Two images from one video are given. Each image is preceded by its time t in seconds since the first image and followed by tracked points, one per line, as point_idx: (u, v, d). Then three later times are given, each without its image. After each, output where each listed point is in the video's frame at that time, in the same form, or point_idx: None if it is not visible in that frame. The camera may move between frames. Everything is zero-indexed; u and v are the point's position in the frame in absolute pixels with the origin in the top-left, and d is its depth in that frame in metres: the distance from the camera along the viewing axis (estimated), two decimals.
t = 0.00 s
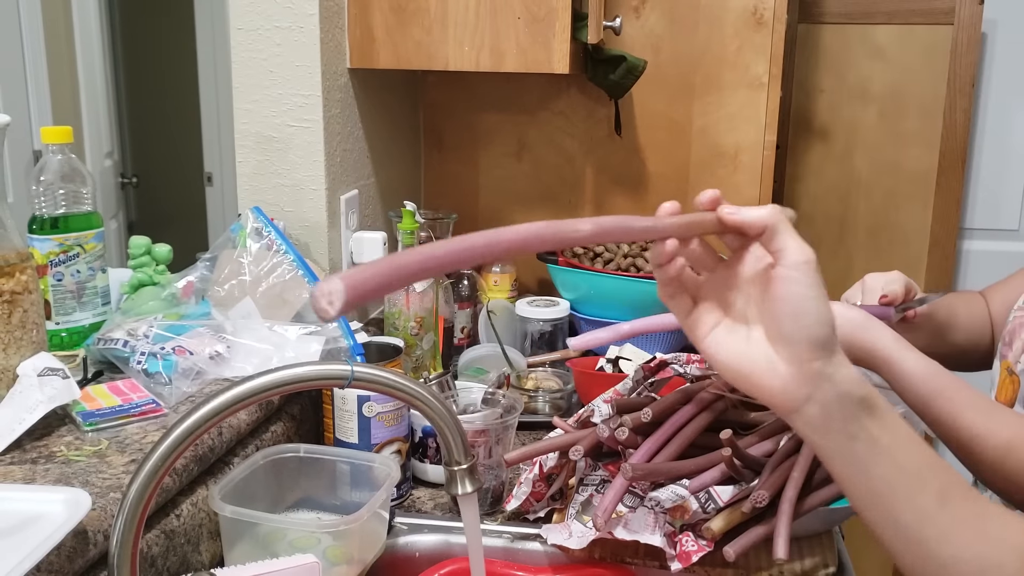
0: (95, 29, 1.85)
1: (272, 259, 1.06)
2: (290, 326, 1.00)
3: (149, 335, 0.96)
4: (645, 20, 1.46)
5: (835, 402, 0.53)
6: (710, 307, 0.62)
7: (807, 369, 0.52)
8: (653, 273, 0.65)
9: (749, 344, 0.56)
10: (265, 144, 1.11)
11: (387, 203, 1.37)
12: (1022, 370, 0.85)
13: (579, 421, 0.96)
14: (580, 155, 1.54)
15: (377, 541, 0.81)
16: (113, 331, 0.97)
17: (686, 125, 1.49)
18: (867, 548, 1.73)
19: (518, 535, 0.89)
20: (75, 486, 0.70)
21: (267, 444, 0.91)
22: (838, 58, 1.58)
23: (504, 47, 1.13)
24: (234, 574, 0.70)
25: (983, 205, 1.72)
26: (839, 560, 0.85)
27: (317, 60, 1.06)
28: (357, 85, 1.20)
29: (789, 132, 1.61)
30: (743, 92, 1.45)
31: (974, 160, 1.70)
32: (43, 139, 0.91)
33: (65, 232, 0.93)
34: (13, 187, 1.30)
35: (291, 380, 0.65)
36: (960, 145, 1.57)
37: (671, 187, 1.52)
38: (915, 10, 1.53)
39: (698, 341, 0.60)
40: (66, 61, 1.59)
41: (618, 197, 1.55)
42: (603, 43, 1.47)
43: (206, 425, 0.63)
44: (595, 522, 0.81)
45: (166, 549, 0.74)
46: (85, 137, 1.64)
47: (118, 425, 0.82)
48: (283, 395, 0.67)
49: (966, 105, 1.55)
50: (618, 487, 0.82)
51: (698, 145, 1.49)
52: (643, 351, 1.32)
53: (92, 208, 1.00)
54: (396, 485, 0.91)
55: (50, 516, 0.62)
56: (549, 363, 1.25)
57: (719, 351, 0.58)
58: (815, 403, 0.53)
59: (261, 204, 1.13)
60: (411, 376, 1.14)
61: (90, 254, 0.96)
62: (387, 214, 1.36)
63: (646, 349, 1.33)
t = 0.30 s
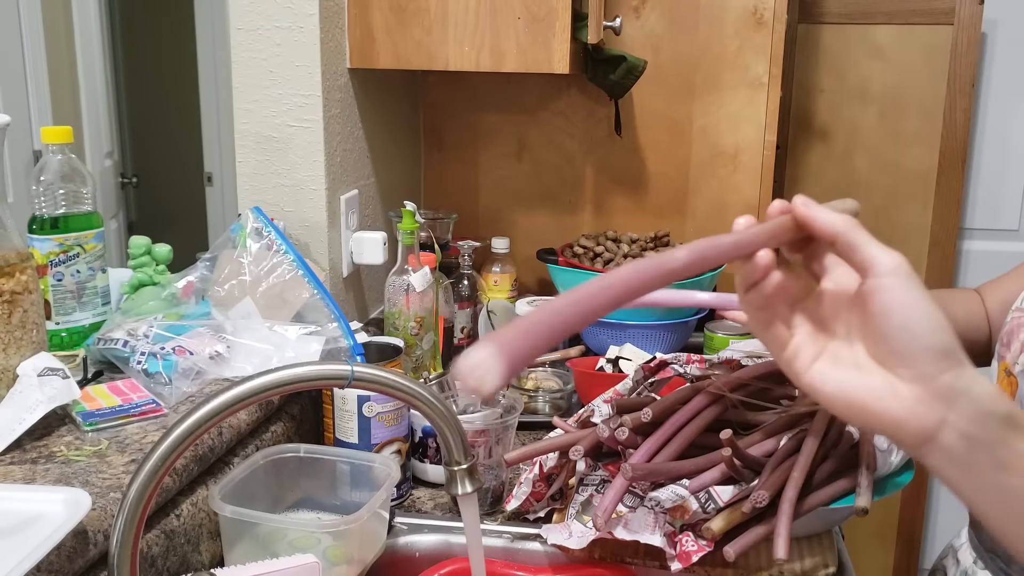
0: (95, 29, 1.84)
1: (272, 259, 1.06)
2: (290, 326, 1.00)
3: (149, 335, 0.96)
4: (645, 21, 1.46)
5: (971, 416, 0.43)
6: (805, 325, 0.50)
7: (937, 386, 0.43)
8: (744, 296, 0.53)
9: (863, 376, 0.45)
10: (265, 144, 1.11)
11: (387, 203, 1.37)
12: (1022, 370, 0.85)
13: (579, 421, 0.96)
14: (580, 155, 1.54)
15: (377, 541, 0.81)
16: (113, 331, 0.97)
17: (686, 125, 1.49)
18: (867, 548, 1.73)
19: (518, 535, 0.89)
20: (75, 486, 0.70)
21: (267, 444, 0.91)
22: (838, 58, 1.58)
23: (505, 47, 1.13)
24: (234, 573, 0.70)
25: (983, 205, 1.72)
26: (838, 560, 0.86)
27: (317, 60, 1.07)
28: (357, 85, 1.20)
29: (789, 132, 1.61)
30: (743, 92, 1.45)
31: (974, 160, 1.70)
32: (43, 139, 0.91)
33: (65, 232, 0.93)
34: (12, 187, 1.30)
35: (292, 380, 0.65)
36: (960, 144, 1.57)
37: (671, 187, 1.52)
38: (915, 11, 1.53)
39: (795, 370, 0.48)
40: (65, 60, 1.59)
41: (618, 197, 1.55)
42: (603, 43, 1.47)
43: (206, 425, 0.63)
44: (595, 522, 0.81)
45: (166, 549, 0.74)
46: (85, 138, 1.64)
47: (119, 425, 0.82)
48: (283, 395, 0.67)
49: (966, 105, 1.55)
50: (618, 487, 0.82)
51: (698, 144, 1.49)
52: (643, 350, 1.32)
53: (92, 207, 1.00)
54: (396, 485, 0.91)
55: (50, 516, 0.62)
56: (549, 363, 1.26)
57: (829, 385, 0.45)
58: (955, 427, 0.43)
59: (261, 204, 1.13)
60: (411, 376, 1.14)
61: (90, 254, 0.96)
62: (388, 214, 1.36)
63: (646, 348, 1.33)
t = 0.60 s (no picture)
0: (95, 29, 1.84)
1: (272, 259, 1.06)
2: (290, 327, 1.00)
3: (149, 335, 0.96)
4: (645, 21, 1.46)
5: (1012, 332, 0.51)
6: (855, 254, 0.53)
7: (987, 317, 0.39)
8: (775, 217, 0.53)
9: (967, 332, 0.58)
10: (265, 144, 1.11)
11: (386, 203, 1.37)
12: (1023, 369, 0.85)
13: (579, 422, 0.96)
14: (580, 155, 1.54)
15: (377, 541, 0.81)
16: (113, 331, 0.97)
17: (687, 125, 1.49)
18: (867, 548, 1.73)
19: (518, 535, 0.89)
20: (75, 486, 0.70)
21: (267, 444, 0.91)
22: (838, 58, 1.58)
23: (505, 47, 1.13)
24: (233, 574, 0.70)
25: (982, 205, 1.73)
26: (837, 560, 0.86)
27: (317, 61, 1.06)
28: (356, 85, 1.20)
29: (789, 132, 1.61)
30: (744, 92, 1.45)
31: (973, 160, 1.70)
32: (43, 139, 0.91)
33: (64, 232, 0.93)
34: (12, 187, 1.30)
35: (291, 380, 0.65)
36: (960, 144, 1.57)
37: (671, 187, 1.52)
38: (914, 10, 1.53)
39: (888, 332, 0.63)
40: (65, 60, 1.59)
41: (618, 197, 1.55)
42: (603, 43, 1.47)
43: (206, 425, 0.63)
44: (595, 522, 0.81)
45: (166, 549, 0.74)
46: (85, 137, 1.64)
47: (118, 425, 0.82)
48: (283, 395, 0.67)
49: (966, 105, 1.55)
50: (618, 486, 0.82)
51: (698, 144, 1.49)
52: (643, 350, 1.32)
53: (92, 207, 1.00)
54: (396, 485, 0.91)
55: (50, 516, 0.62)
56: (548, 363, 1.26)
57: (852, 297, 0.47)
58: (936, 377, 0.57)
59: (260, 204, 1.13)
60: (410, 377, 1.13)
61: (89, 254, 0.96)
62: (387, 215, 1.36)
63: (646, 348, 1.33)
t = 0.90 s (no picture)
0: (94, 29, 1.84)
1: (272, 259, 1.05)
2: (290, 327, 0.97)
3: (149, 335, 0.95)
4: (645, 20, 1.46)
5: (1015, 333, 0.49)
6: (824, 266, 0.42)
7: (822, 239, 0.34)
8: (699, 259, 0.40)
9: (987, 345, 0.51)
10: (265, 144, 1.11)
11: (387, 203, 1.37)
12: None
13: (579, 422, 0.96)
14: (580, 155, 1.54)
15: (377, 541, 0.81)
16: (113, 331, 0.97)
17: (686, 125, 1.49)
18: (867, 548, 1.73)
19: (518, 535, 0.89)
20: (75, 486, 0.70)
21: (267, 444, 0.91)
22: (838, 59, 1.58)
23: (504, 47, 1.13)
24: (233, 573, 0.70)
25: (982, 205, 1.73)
26: (838, 560, 0.86)
27: (317, 60, 1.06)
28: (356, 85, 1.20)
29: (789, 131, 1.61)
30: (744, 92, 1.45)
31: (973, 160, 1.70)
32: (43, 139, 0.91)
33: (64, 232, 0.93)
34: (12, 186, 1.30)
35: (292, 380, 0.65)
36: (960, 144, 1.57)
37: (670, 187, 1.52)
38: (914, 10, 1.53)
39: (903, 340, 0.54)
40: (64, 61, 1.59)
41: (618, 197, 1.55)
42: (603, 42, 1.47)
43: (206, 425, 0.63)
44: (595, 522, 0.81)
45: (166, 550, 0.74)
46: (85, 138, 1.64)
47: (118, 425, 0.82)
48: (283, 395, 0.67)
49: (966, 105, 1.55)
50: (617, 487, 0.82)
51: (698, 144, 1.49)
52: (643, 350, 1.32)
53: (92, 207, 1.00)
54: (396, 485, 0.91)
55: (50, 516, 0.62)
56: (548, 363, 1.26)
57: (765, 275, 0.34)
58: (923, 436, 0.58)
59: (260, 204, 1.13)
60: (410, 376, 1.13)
61: (89, 254, 0.96)
62: (387, 214, 1.36)
63: (646, 348, 1.32)
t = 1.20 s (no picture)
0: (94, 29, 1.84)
1: (271, 259, 1.05)
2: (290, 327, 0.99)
3: (148, 335, 0.95)
4: (646, 20, 1.46)
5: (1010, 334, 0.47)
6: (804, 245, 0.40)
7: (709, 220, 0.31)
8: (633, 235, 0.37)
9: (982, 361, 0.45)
10: (265, 143, 1.10)
11: (386, 202, 1.37)
12: None
13: (579, 422, 0.96)
14: (580, 155, 1.54)
15: (377, 541, 0.81)
16: (112, 331, 0.97)
17: (687, 125, 1.48)
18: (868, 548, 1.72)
19: (518, 535, 0.89)
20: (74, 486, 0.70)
21: (267, 445, 0.91)
22: (838, 58, 1.58)
23: (504, 47, 1.13)
24: (233, 574, 0.70)
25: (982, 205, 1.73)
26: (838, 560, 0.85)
27: (316, 60, 1.06)
28: (356, 84, 1.20)
29: (789, 131, 1.61)
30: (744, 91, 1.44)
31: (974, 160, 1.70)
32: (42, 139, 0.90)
33: (64, 232, 0.93)
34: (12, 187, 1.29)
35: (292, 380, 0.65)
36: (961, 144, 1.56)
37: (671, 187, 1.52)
38: (915, 10, 1.53)
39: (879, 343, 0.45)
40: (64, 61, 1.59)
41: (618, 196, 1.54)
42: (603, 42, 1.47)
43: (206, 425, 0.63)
44: (595, 522, 0.81)
45: (165, 550, 0.74)
46: (85, 138, 1.64)
47: (118, 425, 0.82)
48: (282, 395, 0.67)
49: (967, 105, 1.55)
50: (618, 487, 0.82)
51: (698, 144, 1.49)
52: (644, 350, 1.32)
53: (91, 207, 1.00)
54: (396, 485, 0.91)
55: (49, 516, 0.62)
56: (548, 363, 1.25)
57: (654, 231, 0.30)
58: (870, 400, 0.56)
59: (260, 204, 1.13)
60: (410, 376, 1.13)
61: (89, 254, 0.96)
62: (387, 214, 1.36)
63: (646, 348, 1.32)
